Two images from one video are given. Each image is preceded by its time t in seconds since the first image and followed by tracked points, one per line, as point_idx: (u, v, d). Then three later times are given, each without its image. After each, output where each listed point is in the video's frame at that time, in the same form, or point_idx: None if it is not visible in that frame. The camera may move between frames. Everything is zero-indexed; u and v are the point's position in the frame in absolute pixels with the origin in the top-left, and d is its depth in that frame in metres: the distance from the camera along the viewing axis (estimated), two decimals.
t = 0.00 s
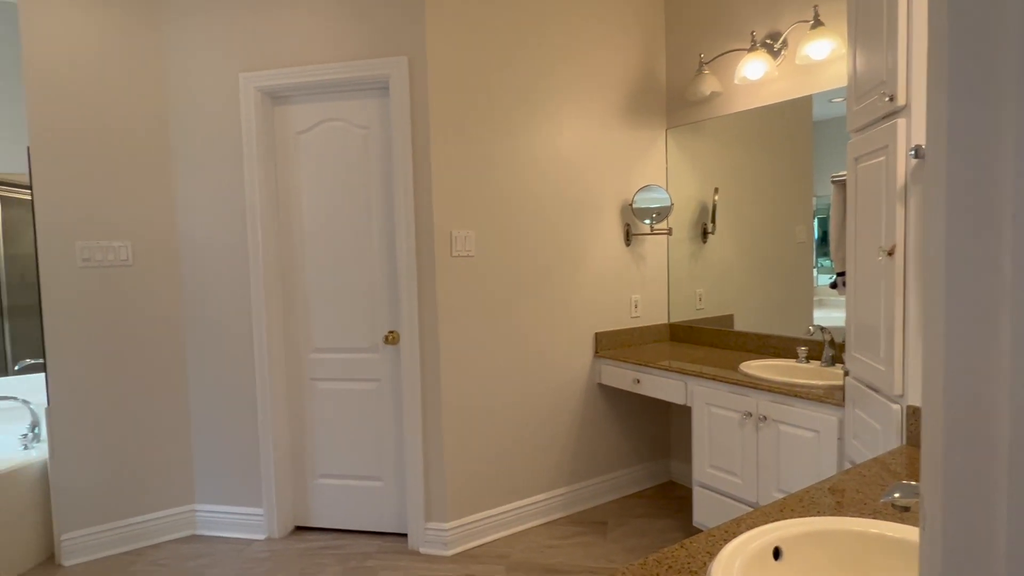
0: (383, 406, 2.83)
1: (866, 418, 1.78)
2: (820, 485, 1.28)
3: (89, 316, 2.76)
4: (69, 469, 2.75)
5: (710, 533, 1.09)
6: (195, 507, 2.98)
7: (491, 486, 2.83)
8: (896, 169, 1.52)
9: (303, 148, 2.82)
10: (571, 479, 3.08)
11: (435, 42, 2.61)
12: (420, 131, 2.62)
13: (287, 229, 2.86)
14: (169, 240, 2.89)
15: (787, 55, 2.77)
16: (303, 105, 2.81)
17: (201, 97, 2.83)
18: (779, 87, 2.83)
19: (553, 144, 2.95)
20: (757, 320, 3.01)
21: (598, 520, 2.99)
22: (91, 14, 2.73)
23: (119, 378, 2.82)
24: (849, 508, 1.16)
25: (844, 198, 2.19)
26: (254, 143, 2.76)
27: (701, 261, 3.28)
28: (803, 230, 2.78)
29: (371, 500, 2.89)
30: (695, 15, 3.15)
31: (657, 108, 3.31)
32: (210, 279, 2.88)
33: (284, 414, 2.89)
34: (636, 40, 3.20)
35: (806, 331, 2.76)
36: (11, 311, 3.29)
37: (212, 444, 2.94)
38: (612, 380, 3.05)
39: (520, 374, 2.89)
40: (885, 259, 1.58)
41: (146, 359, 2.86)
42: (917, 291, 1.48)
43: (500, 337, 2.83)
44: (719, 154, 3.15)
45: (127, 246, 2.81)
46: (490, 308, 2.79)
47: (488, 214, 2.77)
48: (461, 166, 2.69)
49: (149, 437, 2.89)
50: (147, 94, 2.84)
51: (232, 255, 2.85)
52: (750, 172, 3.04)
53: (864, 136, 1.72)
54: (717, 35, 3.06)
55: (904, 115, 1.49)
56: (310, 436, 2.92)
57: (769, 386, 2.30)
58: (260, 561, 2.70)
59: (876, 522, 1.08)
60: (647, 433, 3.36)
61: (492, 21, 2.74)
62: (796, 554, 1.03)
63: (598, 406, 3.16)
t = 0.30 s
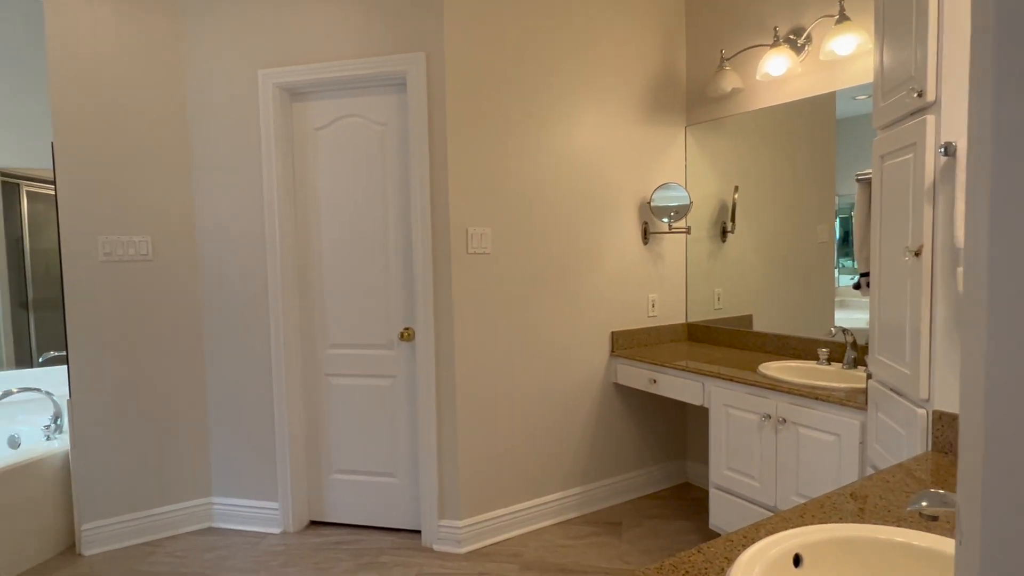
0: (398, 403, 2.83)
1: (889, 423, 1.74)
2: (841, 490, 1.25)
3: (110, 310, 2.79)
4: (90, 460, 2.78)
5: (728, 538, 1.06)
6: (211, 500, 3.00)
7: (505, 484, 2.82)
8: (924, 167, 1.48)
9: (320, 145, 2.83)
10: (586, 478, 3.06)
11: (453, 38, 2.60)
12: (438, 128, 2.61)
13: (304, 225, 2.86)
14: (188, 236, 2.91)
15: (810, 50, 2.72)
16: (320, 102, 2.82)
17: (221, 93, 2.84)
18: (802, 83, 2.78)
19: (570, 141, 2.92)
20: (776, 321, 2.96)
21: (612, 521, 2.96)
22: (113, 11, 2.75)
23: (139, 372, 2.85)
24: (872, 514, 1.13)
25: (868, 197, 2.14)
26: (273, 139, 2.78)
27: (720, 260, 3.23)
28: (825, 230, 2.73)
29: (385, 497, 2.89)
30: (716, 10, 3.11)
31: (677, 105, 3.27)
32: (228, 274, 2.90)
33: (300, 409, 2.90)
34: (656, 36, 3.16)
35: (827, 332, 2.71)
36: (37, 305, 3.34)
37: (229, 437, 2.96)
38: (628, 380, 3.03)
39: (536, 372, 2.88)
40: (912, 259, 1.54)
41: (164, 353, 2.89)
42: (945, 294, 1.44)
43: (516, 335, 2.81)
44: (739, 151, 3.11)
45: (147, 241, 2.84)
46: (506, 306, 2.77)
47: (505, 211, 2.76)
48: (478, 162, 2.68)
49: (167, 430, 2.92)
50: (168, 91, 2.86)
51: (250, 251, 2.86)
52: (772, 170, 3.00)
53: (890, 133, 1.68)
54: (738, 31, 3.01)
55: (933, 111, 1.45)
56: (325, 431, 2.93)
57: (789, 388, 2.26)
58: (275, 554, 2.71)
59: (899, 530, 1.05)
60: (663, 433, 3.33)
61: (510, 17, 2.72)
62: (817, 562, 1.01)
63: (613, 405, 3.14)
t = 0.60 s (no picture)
0: (415, 398, 2.82)
1: (919, 426, 1.69)
2: (866, 495, 1.20)
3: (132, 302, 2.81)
4: (112, 449, 2.82)
5: (749, 543, 1.02)
6: (229, 490, 3.03)
7: (521, 481, 2.80)
8: (960, 161, 1.42)
9: (340, 138, 2.82)
10: (603, 477, 3.03)
11: (474, 31, 2.57)
12: (457, 122, 2.59)
13: (323, 219, 2.86)
14: (209, 228, 2.93)
15: (840, 42, 2.64)
16: (340, 95, 2.81)
17: (242, 86, 2.85)
18: (830, 76, 2.70)
19: (591, 136, 2.88)
20: (800, 320, 2.90)
21: (629, 520, 2.93)
22: (137, 4, 2.77)
23: (160, 363, 2.88)
24: (899, 521, 1.09)
25: (899, 193, 2.07)
26: (293, 132, 2.78)
27: (742, 257, 3.18)
28: (852, 227, 2.66)
29: (401, 491, 2.89)
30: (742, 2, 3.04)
31: (700, 99, 3.21)
32: (248, 267, 2.91)
33: (317, 402, 2.90)
34: (680, 29, 3.11)
35: (854, 332, 2.64)
36: (63, 295, 3.39)
37: (248, 429, 2.98)
38: (647, 378, 2.98)
39: (553, 368, 2.85)
40: (946, 258, 1.49)
41: (185, 345, 2.91)
42: (981, 294, 1.38)
43: (533, 331, 2.79)
44: (764, 147, 3.05)
45: (169, 233, 2.86)
46: (524, 302, 2.75)
47: (524, 206, 2.73)
48: (498, 156, 2.65)
49: (187, 421, 2.94)
50: (190, 83, 2.87)
51: (270, 244, 2.87)
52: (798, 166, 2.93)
53: (924, 126, 1.62)
54: (765, 23, 2.94)
55: (972, 103, 1.39)
56: (342, 424, 2.93)
57: (813, 389, 2.20)
58: (291, 546, 2.72)
59: (930, 539, 1.01)
60: (682, 433, 3.28)
61: (531, 9, 2.69)
62: (842, 570, 0.97)
63: (632, 403, 3.10)
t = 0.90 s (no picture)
0: (429, 395, 2.80)
1: (950, 434, 1.62)
2: (893, 506, 1.15)
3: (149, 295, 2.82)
4: (128, 441, 2.83)
5: (772, 554, 0.98)
6: (243, 485, 3.03)
7: (535, 481, 2.76)
8: (999, 158, 1.35)
9: (356, 133, 2.80)
10: (618, 479, 2.98)
11: (492, 24, 2.53)
12: (474, 116, 2.56)
13: (338, 214, 2.85)
14: (225, 222, 2.92)
15: (870, 35, 2.57)
16: (357, 89, 2.79)
17: (259, 80, 2.84)
18: (857, 71, 2.63)
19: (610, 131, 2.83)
20: (823, 322, 2.82)
21: (645, 523, 2.88)
22: None
23: (176, 356, 2.89)
24: (929, 534, 1.04)
25: (931, 191, 2.00)
26: (309, 126, 2.76)
27: (764, 257, 3.11)
28: (879, 227, 2.58)
29: (414, 489, 2.86)
30: None
31: (723, 94, 3.14)
32: (264, 262, 2.90)
33: (331, 398, 2.89)
34: (703, 23, 3.04)
35: (880, 335, 2.56)
36: (83, 288, 3.42)
37: (262, 423, 2.98)
38: (665, 379, 2.93)
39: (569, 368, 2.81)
40: (982, 259, 1.42)
41: (201, 339, 2.92)
42: (1020, 296, 1.32)
43: (549, 329, 2.75)
44: (788, 143, 2.97)
45: (186, 227, 2.86)
46: (540, 299, 2.71)
47: (541, 203, 2.69)
48: (515, 152, 2.61)
49: (202, 414, 2.94)
50: (207, 77, 2.87)
51: (285, 239, 2.86)
52: (823, 163, 2.85)
53: (960, 121, 1.55)
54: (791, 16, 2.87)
55: (1013, 96, 1.33)
56: (356, 421, 2.91)
57: (837, 394, 2.14)
58: (304, 542, 2.71)
59: (964, 554, 0.96)
60: (699, 435, 3.22)
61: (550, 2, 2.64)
62: None
63: (649, 404, 3.04)
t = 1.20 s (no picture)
0: (436, 395, 2.77)
1: (973, 444, 1.56)
2: (913, 521, 1.10)
3: (157, 290, 2.81)
4: (136, 437, 2.83)
5: (787, 571, 0.93)
6: (249, 482, 3.01)
7: (543, 484, 2.72)
8: None
9: (365, 130, 2.77)
10: (627, 482, 2.93)
11: (502, 19, 2.49)
12: (484, 113, 2.52)
13: (346, 211, 2.82)
14: (234, 219, 2.91)
15: (890, 31, 2.51)
16: (366, 85, 2.76)
17: (269, 76, 2.82)
18: (875, 68, 2.57)
19: (622, 129, 2.78)
20: (839, 325, 2.76)
21: (654, 528, 2.83)
22: None
23: (183, 352, 2.88)
24: (952, 551, 0.99)
25: (955, 192, 1.94)
26: (318, 122, 2.74)
27: (778, 258, 3.04)
28: (898, 229, 2.51)
29: (421, 489, 2.84)
30: None
31: (738, 92, 3.08)
32: (272, 258, 2.88)
33: (338, 397, 2.86)
34: (718, 19, 2.98)
35: (898, 339, 2.50)
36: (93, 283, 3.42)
37: (269, 421, 2.96)
38: (676, 382, 2.88)
39: (578, 369, 2.77)
40: (1009, 262, 1.36)
41: (209, 335, 2.90)
42: None
43: (558, 330, 2.70)
44: (804, 142, 2.91)
45: (195, 223, 2.85)
46: (549, 299, 2.67)
47: (552, 201, 2.65)
48: (525, 149, 2.57)
49: (209, 411, 2.93)
50: (217, 73, 2.85)
51: (294, 236, 2.84)
52: (840, 163, 2.79)
53: (987, 118, 1.49)
54: (809, 13, 2.80)
55: None
56: (362, 420, 2.89)
57: (853, 400, 2.08)
58: (309, 541, 2.69)
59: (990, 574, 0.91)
60: (711, 439, 3.16)
61: None
62: None
63: (659, 407, 2.99)
